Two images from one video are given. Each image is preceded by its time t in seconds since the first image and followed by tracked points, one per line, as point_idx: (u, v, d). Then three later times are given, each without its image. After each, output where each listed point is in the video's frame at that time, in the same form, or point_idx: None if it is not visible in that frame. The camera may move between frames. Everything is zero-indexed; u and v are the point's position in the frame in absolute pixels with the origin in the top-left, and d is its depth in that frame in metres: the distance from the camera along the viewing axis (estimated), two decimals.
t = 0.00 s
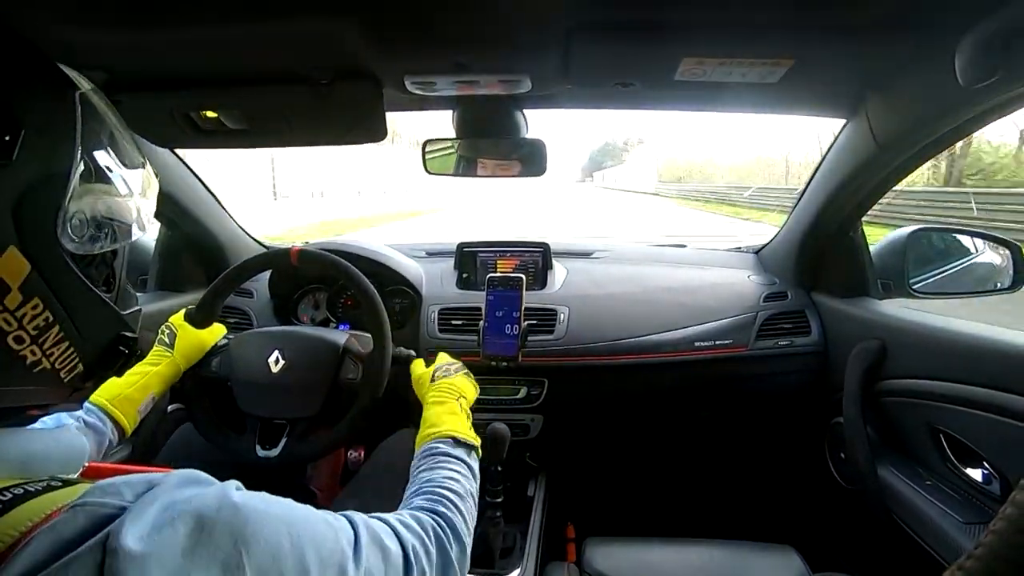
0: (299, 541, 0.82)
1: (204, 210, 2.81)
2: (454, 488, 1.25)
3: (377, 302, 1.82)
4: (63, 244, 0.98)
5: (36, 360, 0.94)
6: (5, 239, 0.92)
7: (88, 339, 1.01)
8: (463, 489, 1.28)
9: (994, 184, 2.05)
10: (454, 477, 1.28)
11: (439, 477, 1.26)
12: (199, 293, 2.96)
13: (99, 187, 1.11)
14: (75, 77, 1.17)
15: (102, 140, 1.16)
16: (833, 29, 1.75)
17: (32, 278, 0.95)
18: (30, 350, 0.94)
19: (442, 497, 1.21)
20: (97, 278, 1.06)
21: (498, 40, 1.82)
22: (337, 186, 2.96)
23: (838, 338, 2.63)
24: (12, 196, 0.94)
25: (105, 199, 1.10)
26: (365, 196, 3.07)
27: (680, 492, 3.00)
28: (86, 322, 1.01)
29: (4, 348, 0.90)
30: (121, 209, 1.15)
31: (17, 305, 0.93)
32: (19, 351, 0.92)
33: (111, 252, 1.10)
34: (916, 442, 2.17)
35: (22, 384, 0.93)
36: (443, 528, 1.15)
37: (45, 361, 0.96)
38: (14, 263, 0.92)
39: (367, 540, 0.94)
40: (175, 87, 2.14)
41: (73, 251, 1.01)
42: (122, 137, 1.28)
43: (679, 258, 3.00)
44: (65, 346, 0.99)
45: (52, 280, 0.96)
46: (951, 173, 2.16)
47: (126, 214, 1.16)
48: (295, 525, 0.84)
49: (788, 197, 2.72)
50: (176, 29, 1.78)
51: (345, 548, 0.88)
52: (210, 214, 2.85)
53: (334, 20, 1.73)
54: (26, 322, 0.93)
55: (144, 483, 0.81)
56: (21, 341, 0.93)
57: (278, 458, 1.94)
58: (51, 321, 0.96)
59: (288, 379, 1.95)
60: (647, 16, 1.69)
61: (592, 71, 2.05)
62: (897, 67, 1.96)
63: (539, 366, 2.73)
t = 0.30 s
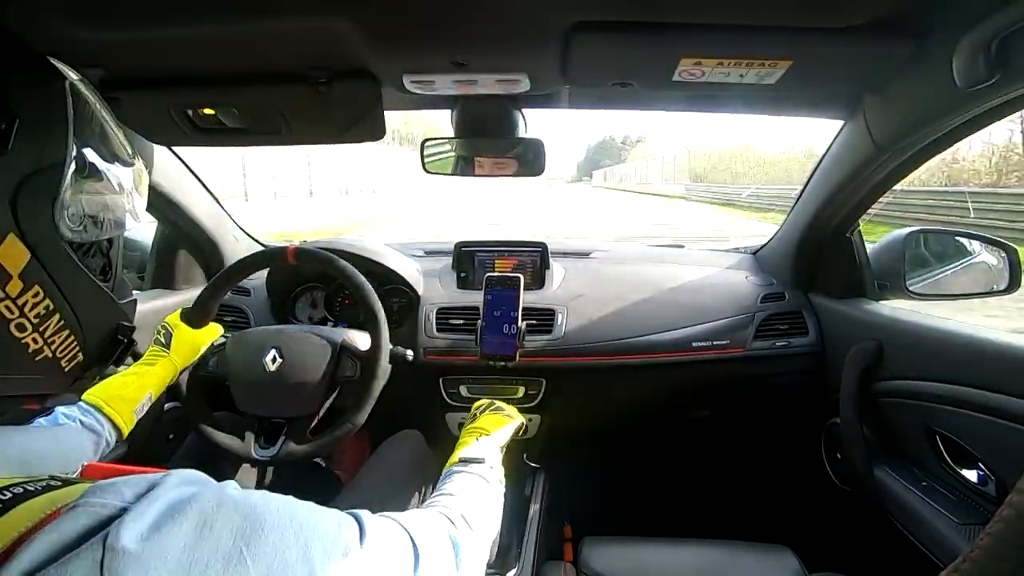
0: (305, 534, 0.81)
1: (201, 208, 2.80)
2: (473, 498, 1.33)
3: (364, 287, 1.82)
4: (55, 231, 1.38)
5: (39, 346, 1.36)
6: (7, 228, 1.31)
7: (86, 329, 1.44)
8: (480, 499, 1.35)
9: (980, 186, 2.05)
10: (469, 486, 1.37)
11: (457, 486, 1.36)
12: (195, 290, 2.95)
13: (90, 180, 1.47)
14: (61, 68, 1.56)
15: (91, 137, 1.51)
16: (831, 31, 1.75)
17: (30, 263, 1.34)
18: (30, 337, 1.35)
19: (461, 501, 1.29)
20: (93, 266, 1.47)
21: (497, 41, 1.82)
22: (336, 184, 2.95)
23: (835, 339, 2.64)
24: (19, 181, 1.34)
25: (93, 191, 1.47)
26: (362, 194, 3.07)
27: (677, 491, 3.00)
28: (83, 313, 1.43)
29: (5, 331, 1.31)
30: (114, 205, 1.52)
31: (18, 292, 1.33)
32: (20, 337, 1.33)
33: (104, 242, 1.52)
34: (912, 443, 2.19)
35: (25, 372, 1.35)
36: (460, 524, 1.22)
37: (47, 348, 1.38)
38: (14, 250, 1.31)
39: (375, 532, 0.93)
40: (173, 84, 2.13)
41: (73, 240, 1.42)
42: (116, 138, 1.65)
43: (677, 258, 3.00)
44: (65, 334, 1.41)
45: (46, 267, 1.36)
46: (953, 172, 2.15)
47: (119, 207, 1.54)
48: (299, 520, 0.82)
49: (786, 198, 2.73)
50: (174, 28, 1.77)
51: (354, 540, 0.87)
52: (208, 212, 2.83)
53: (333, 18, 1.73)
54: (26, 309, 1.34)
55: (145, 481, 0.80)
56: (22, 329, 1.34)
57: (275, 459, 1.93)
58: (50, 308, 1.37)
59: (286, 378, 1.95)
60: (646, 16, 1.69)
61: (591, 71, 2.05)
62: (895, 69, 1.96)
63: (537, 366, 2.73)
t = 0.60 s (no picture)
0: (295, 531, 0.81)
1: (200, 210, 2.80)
2: (483, 517, 1.33)
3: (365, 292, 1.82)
4: (71, 228, 1.58)
5: (40, 340, 1.54)
6: (12, 222, 1.49)
7: (87, 325, 1.62)
8: (490, 519, 1.34)
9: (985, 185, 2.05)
10: (479, 504, 1.37)
11: (467, 503, 1.36)
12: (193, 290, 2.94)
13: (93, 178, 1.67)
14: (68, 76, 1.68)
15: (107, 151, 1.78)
16: (831, 32, 1.75)
17: (34, 261, 1.51)
18: (34, 331, 1.54)
19: (470, 521, 1.29)
20: (97, 263, 1.67)
21: (498, 42, 1.83)
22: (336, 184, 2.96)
23: (835, 339, 2.64)
24: (26, 175, 1.51)
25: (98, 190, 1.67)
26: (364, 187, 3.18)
27: (678, 492, 3.00)
28: (83, 309, 1.60)
29: (8, 321, 1.50)
30: (115, 199, 1.74)
31: (22, 288, 1.51)
32: (21, 331, 1.52)
33: (108, 241, 1.71)
34: (913, 443, 2.19)
35: (28, 361, 1.54)
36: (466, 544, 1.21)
37: (49, 343, 1.56)
38: (18, 248, 1.49)
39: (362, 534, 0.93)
40: (172, 86, 2.13)
41: (77, 237, 1.60)
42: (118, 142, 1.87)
43: (676, 259, 3.01)
44: (66, 331, 1.59)
45: (51, 263, 1.54)
46: (954, 167, 2.16)
47: (121, 207, 1.75)
48: (293, 520, 0.82)
49: (786, 197, 2.73)
50: (172, 29, 1.77)
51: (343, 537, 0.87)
52: (207, 214, 2.82)
53: (332, 19, 1.72)
54: (29, 303, 1.52)
55: (138, 471, 0.79)
56: (25, 322, 1.52)
57: (276, 460, 1.93)
58: (52, 306, 1.55)
59: (287, 379, 1.95)
60: (646, 17, 1.69)
61: (590, 72, 2.05)
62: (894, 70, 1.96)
63: (537, 367, 2.73)
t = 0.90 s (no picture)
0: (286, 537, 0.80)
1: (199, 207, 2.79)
2: None
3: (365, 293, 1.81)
4: (65, 231, 1.59)
5: (31, 349, 1.52)
6: (9, 229, 1.47)
7: (80, 332, 1.62)
8: None
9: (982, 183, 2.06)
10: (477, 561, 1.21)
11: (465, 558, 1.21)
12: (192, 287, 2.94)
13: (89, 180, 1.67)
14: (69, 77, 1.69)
15: (105, 152, 1.79)
16: (829, 32, 1.75)
17: (28, 268, 1.50)
18: (26, 338, 1.51)
19: None
20: (91, 266, 1.67)
21: (496, 41, 1.83)
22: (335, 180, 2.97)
23: (833, 338, 2.64)
24: (24, 181, 1.51)
25: (92, 193, 1.68)
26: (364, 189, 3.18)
27: (676, 491, 3.01)
28: (79, 315, 1.61)
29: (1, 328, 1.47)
30: (111, 203, 1.75)
31: (17, 294, 1.49)
32: (15, 338, 1.49)
33: (104, 249, 1.73)
34: (910, 442, 2.19)
35: (17, 370, 1.50)
36: None
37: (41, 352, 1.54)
38: (14, 256, 1.48)
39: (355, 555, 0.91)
40: (170, 83, 2.12)
41: (72, 245, 1.61)
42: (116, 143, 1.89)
43: (675, 258, 3.01)
44: (59, 338, 1.58)
45: (45, 270, 1.53)
46: (953, 169, 2.15)
47: (116, 209, 1.77)
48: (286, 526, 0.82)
49: (784, 197, 2.74)
50: (170, 27, 1.76)
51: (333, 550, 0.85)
52: (207, 212, 2.82)
53: (331, 17, 1.72)
54: (23, 310, 1.50)
55: (132, 468, 0.80)
56: (19, 329, 1.50)
57: (275, 458, 1.93)
58: (46, 312, 1.54)
59: (285, 377, 1.95)
60: (645, 16, 1.69)
61: (589, 72, 2.05)
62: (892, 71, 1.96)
63: (535, 366, 2.73)
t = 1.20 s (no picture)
0: (299, 545, 0.78)
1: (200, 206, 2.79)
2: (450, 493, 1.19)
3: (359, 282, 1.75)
4: (75, 244, 1.77)
5: (29, 359, 1.64)
6: (12, 236, 1.58)
7: (76, 342, 1.79)
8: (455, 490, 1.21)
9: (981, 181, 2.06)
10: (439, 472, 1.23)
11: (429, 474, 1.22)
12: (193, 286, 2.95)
13: (102, 183, 1.86)
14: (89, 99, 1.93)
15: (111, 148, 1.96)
16: (831, 30, 1.74)
17: (32, 278, 1.63)
18: (24, 344, 1.63)
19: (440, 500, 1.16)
20: (98, 279, 1.86)
21: (497, 41, 1.83)
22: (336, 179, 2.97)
23: (834, 337, 2.64)
24: (39, 191, 1.64)
25: (103, 193, 1.86)
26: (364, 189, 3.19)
27: (676, 489, 3.02)
28: (74, 330, 1.78)
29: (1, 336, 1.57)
30: (117, 202, 1.90)
31: (18, 300, 1.61)
32: (14, 346, 1.60)
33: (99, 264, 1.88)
34: (910, 441, 2.19)
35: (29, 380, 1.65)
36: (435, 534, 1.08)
37: (37, 362, 1.66)
38: (21, 266, 1.60)
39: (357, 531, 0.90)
40: (170, 82, 2.12)
41: (75, 257, 1.77)
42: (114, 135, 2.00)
43: (675, 256, 3.01)
44: (52, 351, 1.71)
45: (56, 292, 1.71)
46: (955, 167, 2.15)
47: (121, 211, 1.92)
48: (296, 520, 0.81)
49: (785, 196, 2.74)
50: (170, 25, 1.76)
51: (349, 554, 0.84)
52: (210, 212, 2.81)
53: (333, 16, 1.72)
54: (24, 317, 1.62)
55: (138, 474, 0.78)
56: (19, 336, 1.62)
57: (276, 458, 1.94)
58: (46, 319, 1.68)
59: (286, 375, 1.95)
60: (646, 14, 1.69)
61: (590, 71, 2.05)
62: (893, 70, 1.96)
63: (536, 365, 2.72)
